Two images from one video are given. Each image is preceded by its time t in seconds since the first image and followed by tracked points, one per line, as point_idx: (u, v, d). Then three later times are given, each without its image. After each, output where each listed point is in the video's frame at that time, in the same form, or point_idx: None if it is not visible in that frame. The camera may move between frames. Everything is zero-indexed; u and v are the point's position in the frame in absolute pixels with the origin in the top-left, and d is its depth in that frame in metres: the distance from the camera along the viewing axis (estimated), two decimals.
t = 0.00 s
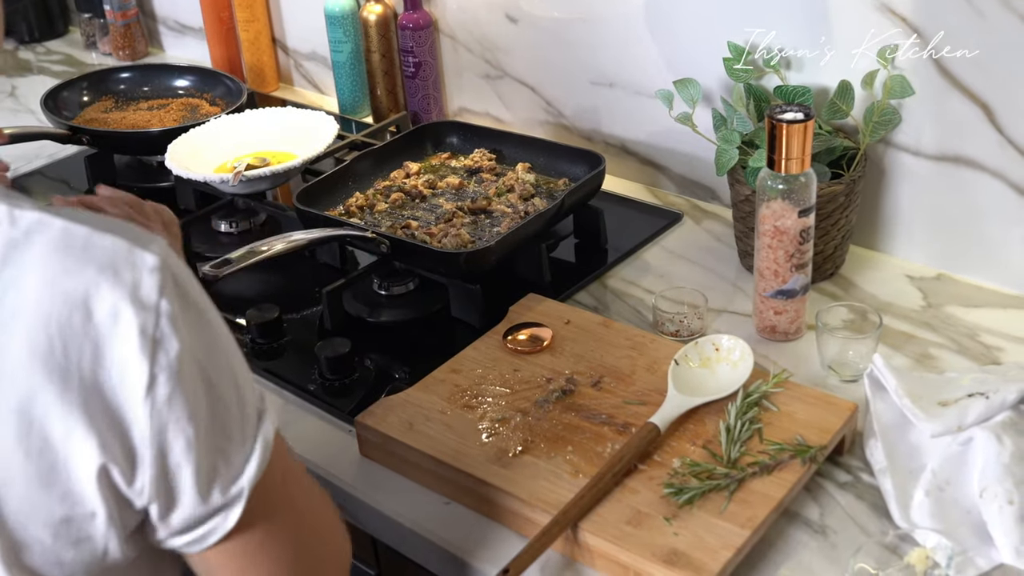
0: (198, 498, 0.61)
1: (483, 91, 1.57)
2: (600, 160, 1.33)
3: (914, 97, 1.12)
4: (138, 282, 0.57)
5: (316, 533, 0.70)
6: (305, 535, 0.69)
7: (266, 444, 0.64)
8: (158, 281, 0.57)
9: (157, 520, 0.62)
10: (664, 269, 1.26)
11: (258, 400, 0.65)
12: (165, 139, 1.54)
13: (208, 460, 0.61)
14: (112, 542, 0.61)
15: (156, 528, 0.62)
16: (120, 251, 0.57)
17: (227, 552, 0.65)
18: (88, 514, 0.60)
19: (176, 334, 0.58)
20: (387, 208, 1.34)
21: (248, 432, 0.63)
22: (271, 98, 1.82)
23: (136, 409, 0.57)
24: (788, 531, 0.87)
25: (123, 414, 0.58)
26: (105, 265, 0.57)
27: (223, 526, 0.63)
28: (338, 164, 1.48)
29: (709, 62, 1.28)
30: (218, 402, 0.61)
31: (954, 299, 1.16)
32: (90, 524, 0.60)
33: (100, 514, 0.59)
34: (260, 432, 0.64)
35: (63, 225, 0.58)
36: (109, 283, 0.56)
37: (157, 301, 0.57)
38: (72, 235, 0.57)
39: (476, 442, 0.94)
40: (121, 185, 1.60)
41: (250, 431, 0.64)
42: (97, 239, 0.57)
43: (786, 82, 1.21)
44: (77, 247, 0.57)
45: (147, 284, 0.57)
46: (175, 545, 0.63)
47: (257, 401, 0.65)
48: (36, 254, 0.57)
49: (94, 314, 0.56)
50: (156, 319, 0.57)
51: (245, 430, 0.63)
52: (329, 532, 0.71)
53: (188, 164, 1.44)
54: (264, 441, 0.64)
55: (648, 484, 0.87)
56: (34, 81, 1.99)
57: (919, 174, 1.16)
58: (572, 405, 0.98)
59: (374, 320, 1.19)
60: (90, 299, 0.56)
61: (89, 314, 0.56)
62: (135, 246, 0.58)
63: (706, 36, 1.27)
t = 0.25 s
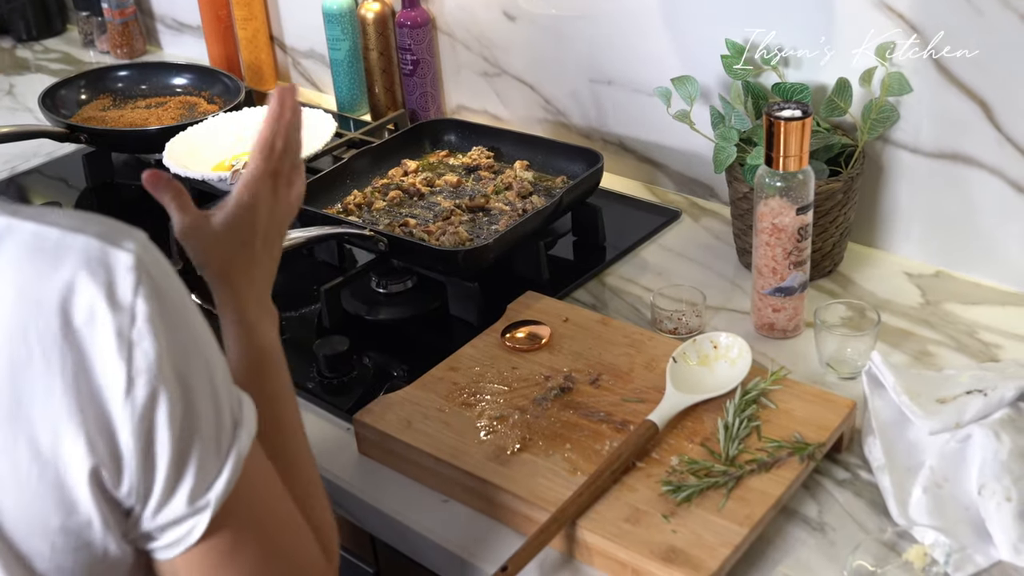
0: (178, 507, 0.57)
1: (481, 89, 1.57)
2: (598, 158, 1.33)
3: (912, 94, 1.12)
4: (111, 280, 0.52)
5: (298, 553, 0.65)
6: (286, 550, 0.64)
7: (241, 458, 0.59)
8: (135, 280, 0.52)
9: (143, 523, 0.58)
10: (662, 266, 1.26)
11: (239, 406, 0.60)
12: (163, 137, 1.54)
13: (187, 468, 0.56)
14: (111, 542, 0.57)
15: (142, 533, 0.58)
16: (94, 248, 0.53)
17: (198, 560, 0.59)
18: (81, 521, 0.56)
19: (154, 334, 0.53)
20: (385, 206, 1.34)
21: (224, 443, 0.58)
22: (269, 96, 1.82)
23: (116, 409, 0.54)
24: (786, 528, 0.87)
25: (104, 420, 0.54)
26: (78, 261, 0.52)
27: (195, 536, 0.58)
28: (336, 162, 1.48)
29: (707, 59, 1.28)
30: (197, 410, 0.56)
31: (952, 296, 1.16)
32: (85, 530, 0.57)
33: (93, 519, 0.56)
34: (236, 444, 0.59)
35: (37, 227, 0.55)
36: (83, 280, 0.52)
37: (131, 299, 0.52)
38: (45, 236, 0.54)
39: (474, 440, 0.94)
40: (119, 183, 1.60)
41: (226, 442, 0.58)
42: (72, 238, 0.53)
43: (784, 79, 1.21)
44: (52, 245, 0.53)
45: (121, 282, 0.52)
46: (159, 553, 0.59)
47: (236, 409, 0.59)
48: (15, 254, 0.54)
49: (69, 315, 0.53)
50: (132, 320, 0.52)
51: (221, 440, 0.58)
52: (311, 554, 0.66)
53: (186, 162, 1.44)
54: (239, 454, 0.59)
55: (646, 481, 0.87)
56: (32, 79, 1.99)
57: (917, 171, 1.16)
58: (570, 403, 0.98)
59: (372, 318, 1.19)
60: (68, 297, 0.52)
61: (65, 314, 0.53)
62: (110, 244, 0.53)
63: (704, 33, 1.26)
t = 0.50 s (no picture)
0: (172, 512, 0.57)
1: (479, 87, 1.57)
2: (597, 156, 1.33)
3: (911, 92, 1.12)
4: (117, 279, 0.52)
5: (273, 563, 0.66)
6: (265, 562, 0.66)
7: (237, 467, 0.59)
8: (139, 278, 0.52)
9: (140, 524, 0.58)
10: (661, 264, 1.26)
11: (236, 415, 0.60)
12: (162, 136, 1.54)
13: (185, 474, 0.56)
14: (107, 543, 0.58)
15: (138, 533, 0.59)
16: (99, 246, 0.52)
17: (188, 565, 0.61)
18: (79, 521, 0.57)
19: (157, 336, 0.53)
20: (384, 204, 1.34)
21: (221, 452, 0.58)
22: (267, 94, 1.81)
23: (117, 410, 0.53)
24: (785, 525, 0.87)
25: (105, 419, 0.53)
26: (83, 260, 0.52)
27: (190, 540, 0.59)
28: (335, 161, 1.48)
29: (706, 57, 1.28)
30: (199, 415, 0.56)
31: (951, 294, 1.15)
32: (84, 530, 0.57)
33: (91, 520, 0.57)
34: (233, 452, 0.59)
35: (43, 224, 0.54)
36: (88, 278, 0.52)
37: (137, 298, 0.52)
38: (51, 234, 0.54)
39: (472, 438, 0.94)
40: (118, 182, 1.60)
41: (223, 450, 0.58)
42: (77, 237, 0.53)
43: (782, 77, 1.21)
44: (57, 243, 0.53)
45: (126, 281, 0.52)
46: (151, 557, 0.60)
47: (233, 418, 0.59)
48: (18, 251, 0.54)
49: (73, 313, 0.52)
50: (135, 319, 0.52)
51: (218, 449, 0.58)
52: (288, 564, 0.68)
53: (184, 161, 1.44)
54: (236, 463, 0.59)
55: (645, 479, 0.87)
56: (30, 78, 1.99)
57: (915, 168, 1.16)
58: (569, 401, 0.98)
59: (371, 317, 1.19)
60: (71, 294, 0.52)
61: (69, 311, 0.52)
62: (115, 242, 0.53)
63: (702, 31, 1.26)
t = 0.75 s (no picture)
0: (173, 508, 0.57)
1: (478, 86, 1.57)
2: (596, 154, 1.33)
3: (909, 89, 1.12)
4: (119, 274, 0.53)
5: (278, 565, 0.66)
6: (268, 560, 0.65)
7: (238, 464, 0.59)
8: (141, 273, 0.53)
9: (139, 521, 0.58)
10: (660, 263, 1.26)
11: (237, 413, 0.61)
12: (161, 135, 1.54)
13: (186, 467, 0.56)
14: (106, 541, 0.57)
15: (137, 531, 0.59)
16: (101, 241, 0.53)
17: (190, 559, 0.60)
18: (79, 517, 0.56)
19: (158, 329, 0.54)
20: (383, 203, 1.34)
21: (222, 448, 0.59)
22: (266, 93, 1.81)
23: (118, 404, 0.54)
24: (784, 523, 0.87)
25: (106, 413, 0.54)
26: (85, 254, 0.53)
27: (189, 538, 0.59)
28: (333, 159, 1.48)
29: (705, 55, 1.28)
30: (199, 409, 0.56)
31: (950, 292, 1.15)
32: (85, 526, 0.57)
33: (91, 515, 0.56)
34: (234, 449, 0.59)
35: (43, 219, 0.55)
36: (90, 273, 0.53)
37: (138, 294, 0.53)
38: (52, 229, 0.54)
39: (471, 436, 0.94)
40: (116, 181, 1.60)
41: (224, 447, 0.59)
42: (78, 232, 0.54)
43: (781, 75, 1.21)
44: (58, 239, 0.54)
45: (128, 276, 0.53)
46: (150, 554, 0.60)
47: (234, 416, 0.60)
48: (18, 247, 0.54)
49: (75, 308, 0.53)
50: (136, 312, 0.53)
51: (219, 445, 0.58)
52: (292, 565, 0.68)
53: (184, 160, 1.44)
54: (236, 460, 0.60)
55: (644, 477, 0.87)
56: (29, 78, 1.99)
57: (914, 166, 1.16)
58: (568, 399, 0.98)
59: (370, 315, 1.19)
60: (73, 290, 0.53)
61: (71, 305, 0.53)
62: (117, 237, 0.54)
63: (700, 29, 1.26)
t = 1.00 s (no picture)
0: (161, 496, 0.56)
1: (477, 85, 1.57)
2: (596, 152, 1.33)
3: (909, 88, 1.12)
4: (111, 261, 0.52)
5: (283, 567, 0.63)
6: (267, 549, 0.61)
7: (229, 454, 0.57)
8: (131, 261, 0.52)
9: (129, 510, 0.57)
10: (659, 261, 1.26)
11: (230, 403, 0.59)
12: (160, 135, 1.54)
13: (174, 456, 0.55)
14: (103, 530, 0.57)
15: (127, 521, 0.58)
16: (92, 230, 0.52)
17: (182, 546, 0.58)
18: (73, 505, 0.56)
19: (147, 318, 0.52)
20: (382, 202, 1.34)
21: (213, 439, 0.57)
22: (265, 92, 1.81)
23: (108, 393, 0.53)
24: (783, 522, 0.87)
25: (96, 400, 0.53)
26: (78, 243, 0.52)
27: (175, 527, 0.57)
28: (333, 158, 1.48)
29: (704, 53, 1.28)
30: (188, 399, 0.55)
31: (950, 290, 1.15)
32: (79, 515, 0.57)
33: (84, 503, 0.56)
34: (225, 438, 0.57)
35: (38, 210, 0.55)
36: (82, 262, 0.52)
37: (129, 280, 0.52)
38: (44, 220, 0.54)
39: (471, 435, 0.94)
40: (116, 180, 1.60)
41: (215, 437, 0.57)
42: (70, 222, 0.53)
43: (781, 73, 1.21)
44: (50, 229, 0.53)
45: (119, 263, 0.52)
46: (138, 543, 0.58)
47: (227, 407, 0.58)
48: (11, 239, 0.54)
49: (66, 296, 0.52)
50: (127, 301, 0.52)
51: (210, 435, 0.57)
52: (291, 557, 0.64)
53: (183, 160, 1.44)
54: (227, 450, 0.57)
55: (644, 476, 0.87)
56: (28, 77, 1.99)
57: (913, 164, 1.16)
58: (568, 397, 0.98)
59: (370, 314, 1.19)
60: (65, 281, 0.52)
61: (63, 294, 0.52)
62: (110, 226, 0.53)
63: (699, 27, 1.26)
